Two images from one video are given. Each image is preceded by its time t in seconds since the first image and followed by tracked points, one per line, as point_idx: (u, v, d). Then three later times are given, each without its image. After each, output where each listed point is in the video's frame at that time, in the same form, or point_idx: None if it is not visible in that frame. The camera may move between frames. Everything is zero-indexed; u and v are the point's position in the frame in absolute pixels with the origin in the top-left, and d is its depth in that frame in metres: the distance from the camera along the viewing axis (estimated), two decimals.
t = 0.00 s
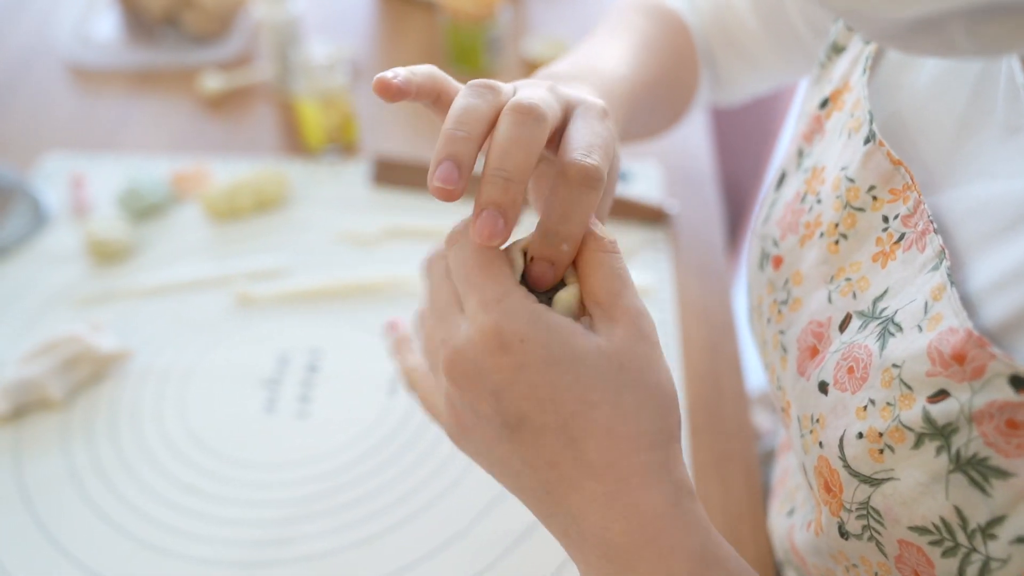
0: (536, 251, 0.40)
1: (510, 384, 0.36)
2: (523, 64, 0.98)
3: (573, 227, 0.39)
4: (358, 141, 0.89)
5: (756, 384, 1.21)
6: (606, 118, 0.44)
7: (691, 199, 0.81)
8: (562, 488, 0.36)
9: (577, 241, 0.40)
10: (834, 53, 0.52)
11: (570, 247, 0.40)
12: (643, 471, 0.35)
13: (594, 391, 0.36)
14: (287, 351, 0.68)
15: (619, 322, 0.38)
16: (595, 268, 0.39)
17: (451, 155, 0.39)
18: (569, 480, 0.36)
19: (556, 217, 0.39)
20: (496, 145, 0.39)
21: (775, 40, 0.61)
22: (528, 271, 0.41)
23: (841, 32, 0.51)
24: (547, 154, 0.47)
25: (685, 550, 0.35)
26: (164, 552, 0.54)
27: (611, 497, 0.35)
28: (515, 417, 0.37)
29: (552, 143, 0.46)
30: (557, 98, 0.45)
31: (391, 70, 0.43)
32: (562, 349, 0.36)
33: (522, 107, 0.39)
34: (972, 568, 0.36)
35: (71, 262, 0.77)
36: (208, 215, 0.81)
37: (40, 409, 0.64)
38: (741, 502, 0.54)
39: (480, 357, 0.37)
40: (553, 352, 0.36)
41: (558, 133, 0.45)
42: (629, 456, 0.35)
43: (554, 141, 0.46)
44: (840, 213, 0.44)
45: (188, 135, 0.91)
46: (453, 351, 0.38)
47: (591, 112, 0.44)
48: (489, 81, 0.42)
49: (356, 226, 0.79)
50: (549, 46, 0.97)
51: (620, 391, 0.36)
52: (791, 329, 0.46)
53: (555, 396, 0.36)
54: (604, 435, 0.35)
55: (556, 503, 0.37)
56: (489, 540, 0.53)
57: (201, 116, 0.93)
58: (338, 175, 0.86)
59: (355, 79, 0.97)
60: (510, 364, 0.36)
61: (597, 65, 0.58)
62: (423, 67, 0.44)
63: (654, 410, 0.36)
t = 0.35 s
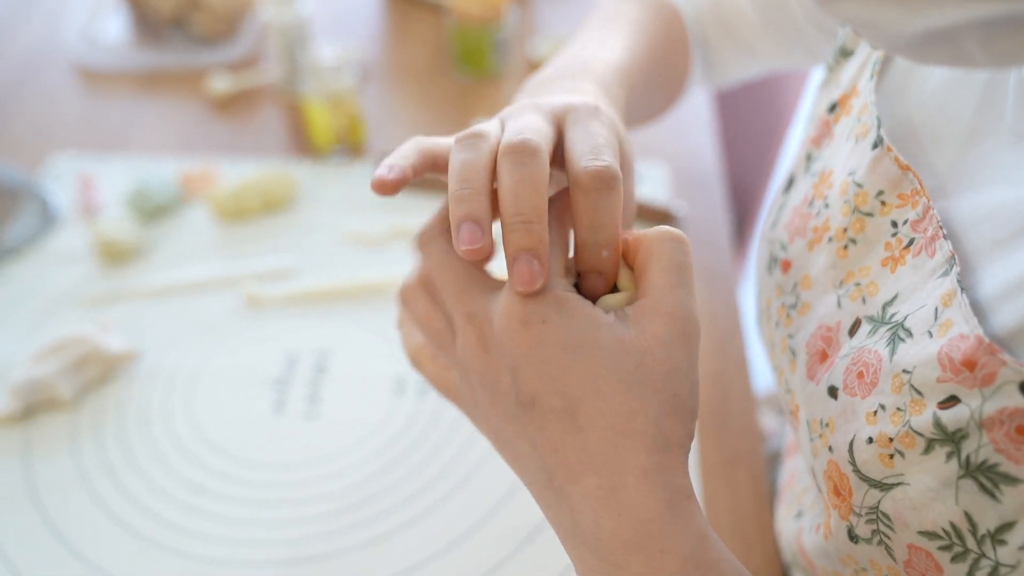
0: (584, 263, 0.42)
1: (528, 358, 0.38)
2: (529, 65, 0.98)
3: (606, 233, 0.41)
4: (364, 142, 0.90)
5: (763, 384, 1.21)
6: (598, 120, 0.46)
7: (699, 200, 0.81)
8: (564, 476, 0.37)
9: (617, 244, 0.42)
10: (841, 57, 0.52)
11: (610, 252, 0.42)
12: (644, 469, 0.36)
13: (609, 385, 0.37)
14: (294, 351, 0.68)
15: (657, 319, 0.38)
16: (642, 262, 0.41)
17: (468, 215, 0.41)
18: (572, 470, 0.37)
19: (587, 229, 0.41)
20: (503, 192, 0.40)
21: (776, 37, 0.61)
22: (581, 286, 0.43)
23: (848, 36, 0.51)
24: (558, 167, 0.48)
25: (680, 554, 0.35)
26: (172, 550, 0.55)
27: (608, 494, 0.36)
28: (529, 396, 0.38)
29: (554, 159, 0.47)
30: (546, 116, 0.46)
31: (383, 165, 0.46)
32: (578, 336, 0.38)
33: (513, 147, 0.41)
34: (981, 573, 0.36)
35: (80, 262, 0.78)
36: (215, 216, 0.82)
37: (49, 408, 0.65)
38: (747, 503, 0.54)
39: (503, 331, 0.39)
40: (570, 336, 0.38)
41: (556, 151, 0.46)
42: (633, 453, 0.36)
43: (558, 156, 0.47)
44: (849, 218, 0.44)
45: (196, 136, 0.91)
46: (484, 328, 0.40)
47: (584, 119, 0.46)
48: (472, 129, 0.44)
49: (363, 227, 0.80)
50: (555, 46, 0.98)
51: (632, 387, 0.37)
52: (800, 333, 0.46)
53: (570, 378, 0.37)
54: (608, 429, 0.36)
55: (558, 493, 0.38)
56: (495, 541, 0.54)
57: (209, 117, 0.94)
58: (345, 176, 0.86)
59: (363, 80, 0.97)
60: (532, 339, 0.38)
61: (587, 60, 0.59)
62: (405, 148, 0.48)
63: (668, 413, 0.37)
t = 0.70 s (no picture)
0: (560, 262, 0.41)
1: (525, 379, 0.37)
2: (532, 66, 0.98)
3: (574, 234, 0.40)
4: (367, 142, 0.90)
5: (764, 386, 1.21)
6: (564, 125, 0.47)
7: (700, 201, 0.81)
8: (570, 486, 0.37)
9: (588, 245, 0.41)
10: (842, 59, 0.52)
11: (582, 252, 0.41)
12: (653, 480, 0.35)
13: (606, 395, 0.36)
14: (297, 351, 0.69)
15: (638, 325, 0.37)
16: (622, 268, 0.38)
17: (416, 223, 0.41)
18: (577, 481, 0.37)
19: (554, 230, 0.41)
20: (445, 190, 0.41)
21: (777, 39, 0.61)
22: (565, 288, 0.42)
23: (849, 39, 0.51)
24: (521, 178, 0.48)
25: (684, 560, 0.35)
26: (174, 547, 0.55)
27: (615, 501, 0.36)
28: (527, 413, 0.37)
29: (521, 169, 0.48)
30: (509, 130, 0.47)
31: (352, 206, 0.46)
32: (577, 352, 0.36)
33: (461, 147, 0.42)
34: (983, 570, 0.35)
35: (84, 262, 0.78)
36: (219, 216, 0.82)
37: (53, 407, 0.65)
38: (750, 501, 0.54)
39: (498, 352, 0.37)
40: (570, 353, 0.36)
41: (520, 160, 0.47)
42: (636, 462, 0.35)
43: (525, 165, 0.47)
44: (850, 218, 0.44)
45: (200, 136, 0.91)
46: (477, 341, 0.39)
47: (547, 125, 0.47)
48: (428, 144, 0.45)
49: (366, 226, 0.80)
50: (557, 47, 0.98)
51: (631, 402, 0.36)
52: (802, 333, 0.46)
53: (569, 398, 0.36)
54: (614, 441, 0.36)
55: (563, 497, 0.38)
56: (497, 540, 0.54)
57: (213, 117, 0.94)
58: (348, 176, 0.86)
59: (366, 80, 0.97)
60: (526, 360, 0.36)
61: (582, 64, 0.59)
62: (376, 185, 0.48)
63: (666, 416, 0.36)
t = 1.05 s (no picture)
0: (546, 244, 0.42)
1: (524, 387, 0.36)
2: (529, 67, 0.99)
3: (573, 219, 0.41)
4: (365, 142, 0.90)
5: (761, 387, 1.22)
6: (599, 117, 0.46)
7: (697, 200, 0.81)
8: (567, 487, 0.37)
9: (582, 233, 0.41)
10: (839, 55, 0.52)
11: (574, 238, 0.41)
12: (646, 472, 0.36)
13: (602, 396, 0.36)
14: (295, 350, 0.69)
15: (625, 326, 0.38)
16: (606, 268, 0.39)
17: (454, 167, 0.40)
18: (575, 482, 0.36)
19: (556, 210, 0.41)
20: (494, 138, 0.40)
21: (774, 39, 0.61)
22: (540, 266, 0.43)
23: (846, 35, 0.51)
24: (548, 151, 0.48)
25: (685, 548, 0.36)
26: (174, 545, 0.55)
27: (614, 496, 0.36)
28: (523, 420, 0.36)
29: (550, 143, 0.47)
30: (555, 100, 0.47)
31: (385, 97, 0.43)
32: (572, 355, 0.36)
33: (521, 101, 0.41)
34: (981, 554, 0.36)
35: (82, 262, 0.78)
36: (216, 215, 0.82)
37: (51, 406, 0.65)
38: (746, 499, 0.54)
39: (494, 361, 0.36)
40: (565, 358, 0.36)
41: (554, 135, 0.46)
42: (633, 458, 0.36)
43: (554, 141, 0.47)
44: (848, 210, 0.44)
45: (198, 137, 0.91)
46: (467, 343, 0.37)
47: (583, 112, 0.46)
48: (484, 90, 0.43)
49: (364, 226, 0.80)
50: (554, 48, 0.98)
51: (631, 395, 0.36)
52: (801, 324, 0.46)
53: (566, 403, 0.36)
54: (611, 439, 0.36)
55: (560, 500, 0.37)
56: (495, 537, 0.54)
57: (211, 118, 0.94)
58: (346, 176, 0.86)
59: (363, 81, 0.97)
60: (525, 368, 0.36)
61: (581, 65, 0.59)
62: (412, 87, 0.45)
63: (663, 412, 0.37)
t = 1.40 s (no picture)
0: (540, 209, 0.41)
1: (500, 369, 0.36)
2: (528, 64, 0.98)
3: (568, 184, 0.40)
4: (365, 140, 0.90)
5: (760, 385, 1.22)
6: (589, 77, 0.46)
7: (696, 195, 0.82)
8: (546, 476, 0.36)
9: (576, 199, 0.41)
10: (842, 44, 0.52)
11: (568, 205, 0.41)
12: (631, 457, 0.36)
13: (581, 379, 0.36)
14: (294, 346, 0.69)
15: (610, 307, 0.38)
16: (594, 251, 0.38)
17: (442, 129, 0.40)
18: (553, 469, 0.36)
19: (549, 174, 0.40)
20: (478, 103, 0.40)
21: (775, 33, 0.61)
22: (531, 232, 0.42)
23: (850, 23, 0.51)
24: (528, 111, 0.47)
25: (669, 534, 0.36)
26: (172, 539, 0.55)
27: (596, 485, 0.36)
28: (502, 405, 0.36)
29: (536, 106, 0.46)
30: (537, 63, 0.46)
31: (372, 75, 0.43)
32: (551, 337, 0.36)
33: (501, 65, 0.41)
34: (978, 530, 0.36)
35: (82, 259, 0.78)
36: (216, 212, 0.82)
37: (51, 401, 0.65)
38: (745, 495, 0.55)
39: (471, 342, 0.36)
40: (543, 339, 0.36)
41: (541, 100, 0.46)
42: (615, 440, 0.36)
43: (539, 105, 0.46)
44: (849, 194, 0.45)
45: (198, 133, 0.91)
46: (437, 332, 0.37)
47: (574, 74, 0.46)
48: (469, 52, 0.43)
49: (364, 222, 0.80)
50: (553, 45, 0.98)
51: (609, 379, 0.36)
52: (802, 308, 0.47)
53: (546, 384, 0.36)
54: (593, 425, 0.36)
55: (539, 492, 0.37)
56: (494, 529, 0.54)
57: (211, 115, 0.94)
58: (345, 173, 0.86)
59: (363, 79, 0.97)
60: (499, 349, 0.36)
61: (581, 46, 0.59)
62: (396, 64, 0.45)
63: (641, 393, 0.37)
